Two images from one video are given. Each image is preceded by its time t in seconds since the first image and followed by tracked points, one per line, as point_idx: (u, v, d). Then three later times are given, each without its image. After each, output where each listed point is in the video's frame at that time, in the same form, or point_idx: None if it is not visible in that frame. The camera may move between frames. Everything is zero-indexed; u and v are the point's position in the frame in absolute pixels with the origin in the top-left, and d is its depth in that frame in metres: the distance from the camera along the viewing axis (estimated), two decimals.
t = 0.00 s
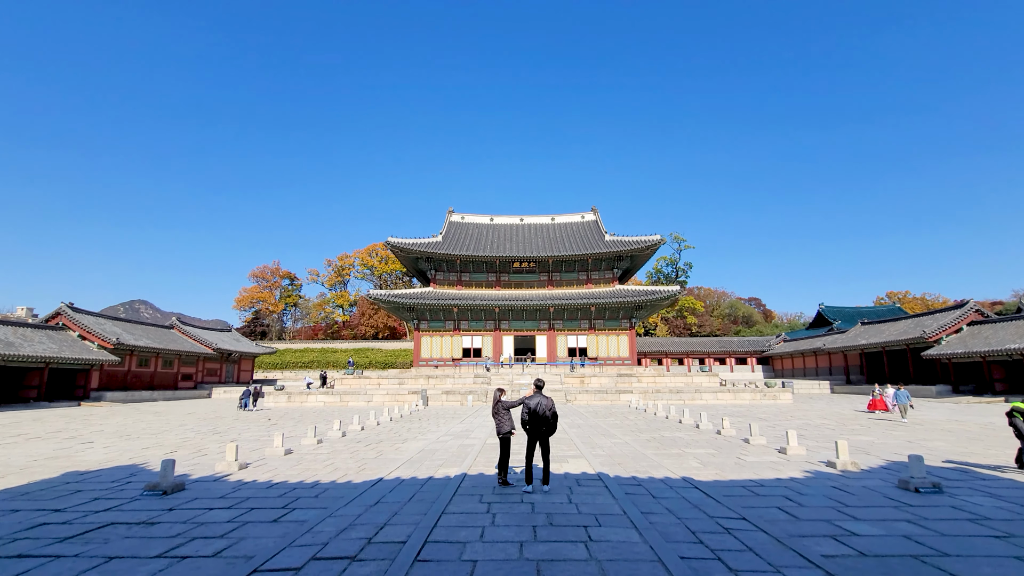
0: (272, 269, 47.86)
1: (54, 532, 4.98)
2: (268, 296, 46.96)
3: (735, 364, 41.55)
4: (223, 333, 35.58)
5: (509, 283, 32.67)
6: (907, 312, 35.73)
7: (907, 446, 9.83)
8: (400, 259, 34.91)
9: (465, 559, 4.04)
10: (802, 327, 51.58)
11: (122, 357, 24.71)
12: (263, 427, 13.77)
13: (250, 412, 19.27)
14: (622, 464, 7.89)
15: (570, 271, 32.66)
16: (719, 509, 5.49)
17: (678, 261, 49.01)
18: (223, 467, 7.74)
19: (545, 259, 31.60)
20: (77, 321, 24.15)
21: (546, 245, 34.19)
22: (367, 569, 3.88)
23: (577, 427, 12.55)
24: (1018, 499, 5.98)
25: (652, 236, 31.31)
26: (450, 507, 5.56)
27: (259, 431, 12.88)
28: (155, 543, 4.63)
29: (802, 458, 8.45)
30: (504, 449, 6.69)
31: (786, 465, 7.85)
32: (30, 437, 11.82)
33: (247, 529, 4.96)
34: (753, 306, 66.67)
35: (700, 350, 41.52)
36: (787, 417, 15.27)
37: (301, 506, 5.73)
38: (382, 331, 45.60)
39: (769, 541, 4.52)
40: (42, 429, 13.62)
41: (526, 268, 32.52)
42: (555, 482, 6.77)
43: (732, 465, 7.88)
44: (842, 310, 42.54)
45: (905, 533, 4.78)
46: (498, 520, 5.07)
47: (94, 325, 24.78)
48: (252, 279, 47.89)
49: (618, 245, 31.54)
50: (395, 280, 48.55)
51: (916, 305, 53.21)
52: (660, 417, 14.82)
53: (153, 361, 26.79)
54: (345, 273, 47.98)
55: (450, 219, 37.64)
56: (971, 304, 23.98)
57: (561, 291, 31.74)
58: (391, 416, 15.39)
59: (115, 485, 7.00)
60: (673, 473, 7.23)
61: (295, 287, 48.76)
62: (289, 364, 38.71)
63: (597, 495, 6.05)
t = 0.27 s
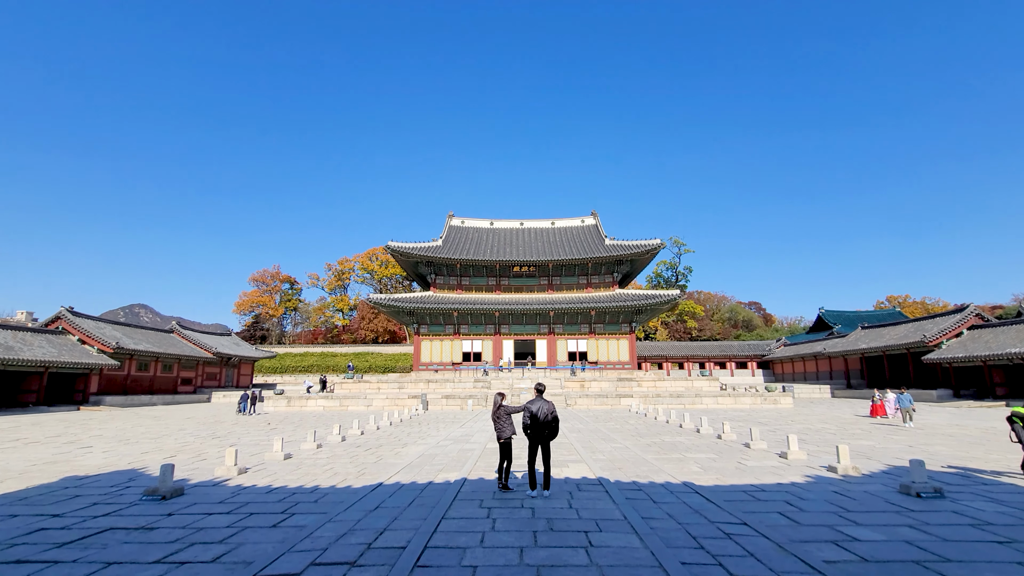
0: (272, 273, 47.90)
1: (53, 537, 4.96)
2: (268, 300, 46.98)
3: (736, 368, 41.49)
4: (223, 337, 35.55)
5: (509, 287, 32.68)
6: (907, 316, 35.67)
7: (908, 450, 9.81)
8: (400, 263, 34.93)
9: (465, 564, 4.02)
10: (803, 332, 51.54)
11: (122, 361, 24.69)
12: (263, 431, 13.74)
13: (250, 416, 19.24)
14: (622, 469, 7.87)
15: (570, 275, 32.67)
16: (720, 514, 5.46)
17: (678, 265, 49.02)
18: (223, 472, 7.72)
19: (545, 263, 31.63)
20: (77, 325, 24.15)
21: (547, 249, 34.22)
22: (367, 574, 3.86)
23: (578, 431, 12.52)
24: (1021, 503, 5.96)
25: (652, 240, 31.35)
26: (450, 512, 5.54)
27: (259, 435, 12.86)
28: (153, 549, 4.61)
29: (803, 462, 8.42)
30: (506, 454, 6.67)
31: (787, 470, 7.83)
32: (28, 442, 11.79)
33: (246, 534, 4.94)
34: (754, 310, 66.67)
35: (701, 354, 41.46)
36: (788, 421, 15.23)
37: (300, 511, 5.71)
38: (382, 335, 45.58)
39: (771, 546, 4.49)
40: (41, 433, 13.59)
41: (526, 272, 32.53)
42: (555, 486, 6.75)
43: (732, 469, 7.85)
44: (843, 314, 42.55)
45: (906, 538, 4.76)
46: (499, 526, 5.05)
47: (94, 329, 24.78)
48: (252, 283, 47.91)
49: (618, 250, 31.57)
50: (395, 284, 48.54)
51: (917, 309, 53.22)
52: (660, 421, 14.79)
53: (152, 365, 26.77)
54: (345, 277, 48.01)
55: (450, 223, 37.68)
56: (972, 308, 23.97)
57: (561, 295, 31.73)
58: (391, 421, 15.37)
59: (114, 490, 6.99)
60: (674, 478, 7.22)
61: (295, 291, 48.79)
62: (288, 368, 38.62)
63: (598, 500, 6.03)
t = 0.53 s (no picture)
0: (272, 278, 47.93)
1: (51, 543, 4.94)
2: (268, 304, 47.00)
3: (736, 373, 41.43)
4: (223, 342, 35.53)
5: (509, 292, 32.69)
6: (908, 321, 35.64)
7: (910, 455, 9.78)
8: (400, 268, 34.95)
9: (465, 571, 4.00)
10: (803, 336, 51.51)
11: (121, 366, 24.66)
12: (262, 436, 13.70)
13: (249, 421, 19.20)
14: (623, 474, 7.85)
15: (570, 280, 32.68)
16: (722, 520, 5.44)
17: (678, 270, 49.03)
18: (222, 477, 7.69)
19: (545, 267, 31.65)
20: (77, 330, 24.13)
21: (547, 253, 34.24)
22: None
23: (578, 436, 12.50)
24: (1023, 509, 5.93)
25: (652, 245, 31.38)
26: (450, 518, 5.51)
27: (258, 440, 12.82)
28: (152, 555, 4.59)
29: (804, 467, 8.39)
30: (506, 460, 6.67)
31: (788, 475, 7.80)
32: (27, 447, 11.75)
33: (245, 540, 4.92)
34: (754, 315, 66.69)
35: (701, 359, 41.40)
36: (789, 426, 15.19)
37: (299, 517, 5.69)
38: (382, 339, 45.55)
39: (772, 552, 4.48)
40: (40, 438, 13.55)
41: (527, 277, 32.54)
42: (556, 492, 6.72)
43: (733, 475, 7.83)
44: (843, 318, 42.54)
45: (908, 544, 4.73)
46: (498, 531, 5.02)
47: (94, 334, 24.77)
48: (252, 288, 47.94)
49: (618, 254, 31.60)
50: (395, 289, 48.57)
51: (917, 313, 53.23)
52: (661, 426, 14.74)
53: (152, 370, 26.73)
54: (345, 281, 48.04)
55: (450, 228, 37.72)
56: (972, 313, 23.95)
57: (561, 300, 31.73)
58: (391, 425, 15.33)
59: (113, 496, 6.96)
60: (675, 483, 7.19)
61: (295, 296, 48.81)
62: (288, 372, 38.55)
63: (598, 505, 6.01)
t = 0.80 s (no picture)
0: (272, 283, 47.95)
1: (49, 550, 4.92)
2: (268, 309, 46.99)
3: (736, 378, 41.36)
4: (222, 347, 35.51)
5: (509, 297, 32.69)
6: (908, 326, 35.63)
7: (911, 461, 9.75)
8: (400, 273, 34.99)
9: None
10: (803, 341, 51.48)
11: (121, 371, 24.62)
12: (262, 442, 13.65)
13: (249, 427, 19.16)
14: (623, 480, 7.82)
15: (570, 285, 32.69)
16: (723, 527, 5.42)
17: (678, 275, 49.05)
18: (221, 483, 7.68)
19: (545, 273, 31.69)
20: (76, 335, 24.11)
21: (547, 259, 34.27)
22: None
23: (578, 442, 12.47)
24: None
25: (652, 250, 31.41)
26: (449, 525, 5.49)
27: (257, 446, 12.79)
28: (150, 561, 4.57)
29: (805, 473, 8.36)
30: (505, 467, 6.65)
31: (789, 481, 7.77)
32: (26, 453, 11.71)
33: (244, 546, 4.90)
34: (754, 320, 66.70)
35: (701, 364, 41.35)
36: (789, 432, 15.16)
37: (299, 523, 5.67)
38: (381, 345, 45.50)
39: (774, 559, 4.46)
40: (39, 444, 13.50)
41: (526, 282, 32.56)
42: (556, 498, 6.70)
43: (734, 481, 7.80)
44: (843, 324, 42.51)
45: (910, 551, 4.71)
46: (498, 538, 5.00)
47: (93, 339, 24.74)
48: (252, 293, 47.97)
49: (618, 259, 31.62)
50: (395, 294, 48.59)
51: (917, 318, 53.24)
52: (661, 432, 14.70)
53: (151, 376, 26.67)
54: (345, 287, 48.05)
55: (450, 233, 37.76)
56: (972, 318, 23.94)
57: (561, 305, 31.73)
58: (391, 431, 15.29)
59: (111, 502, 6.93)
60: (675, 490, 7.16)
61: (295, 301, 48.81)
62: (287, 378, 38.48)
63: (599, 512, 5.98)
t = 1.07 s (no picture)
0: (272, 288, 47.97)
1: (47, 556, 4.90)
2: (268, 315, 47.00)
3: (737, 383, 41.29)
4: (222, 352, 35.47)
5: (509, 302, 32.69)
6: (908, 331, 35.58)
7: (913, 467, 9.71)
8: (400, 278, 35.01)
9: None
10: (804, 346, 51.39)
11: (120, 377, 24.58)
12: (261, 447, 13.61)
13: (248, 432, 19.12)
14: (624, 486, 7.77)
15: (570, 290, 32.69)
16: (723, 533, 5.40)
17: (678, 280, 49.05)
18: (220, 488, 7.65)
19: (545, 278, 31.72)
20: (76, 340, 24.09)
21: (547, 264, 34.29)
22: None
23: (578, 447, 12.44)
24: None
25: (652, 255, 31.44)
26: (449, 531, 5.46)
27: (257, 451, 12.75)
28: (149, 568, 4.56)
29: (806, 479, 8.33)
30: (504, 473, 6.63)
31: (791, 487, 7.73)
32: (24, 458, 11.67)
33: (243, 553, 4.88)
34: (754, 325, 66.67)
35: (702, 369, 41.28)
36: (790, 437, 15.12)
37: (298, 529, 5.65)
38: (381, 350, 45.45)
39: (775, 565, 4.43)
40: (37, 449, 13.45)
41: (526, 287, 32.58)
42: (557, 504, 6.67)
43: (735, 486, 7.76)
44: (844, 329, 42.45)
45: (911, 557, 4.69)
46: (498, 544, 4.98)
47: (93, 344, 24.72)
48: (252, 298, 47.99)
49: (618, 264, 31.63)
50: (395, 299, 48.59)
51: (917, 323, 53.25)
52: (661, 437, 14.66)
53: (151, 381, 26.63)
54: (345, 292, 48.08)
55: (450, 238, 37.80)
56: (973, 323, 23.92)
57: (561, 310, 31.71)
58: (391, 436, 15.25)
59: (109, 508, 6.90)
60: (676, 496, 7.13)
61: (295, 306, 48.82)
62: (287, 383, 38.39)
63: (599, 518, 5.95)
